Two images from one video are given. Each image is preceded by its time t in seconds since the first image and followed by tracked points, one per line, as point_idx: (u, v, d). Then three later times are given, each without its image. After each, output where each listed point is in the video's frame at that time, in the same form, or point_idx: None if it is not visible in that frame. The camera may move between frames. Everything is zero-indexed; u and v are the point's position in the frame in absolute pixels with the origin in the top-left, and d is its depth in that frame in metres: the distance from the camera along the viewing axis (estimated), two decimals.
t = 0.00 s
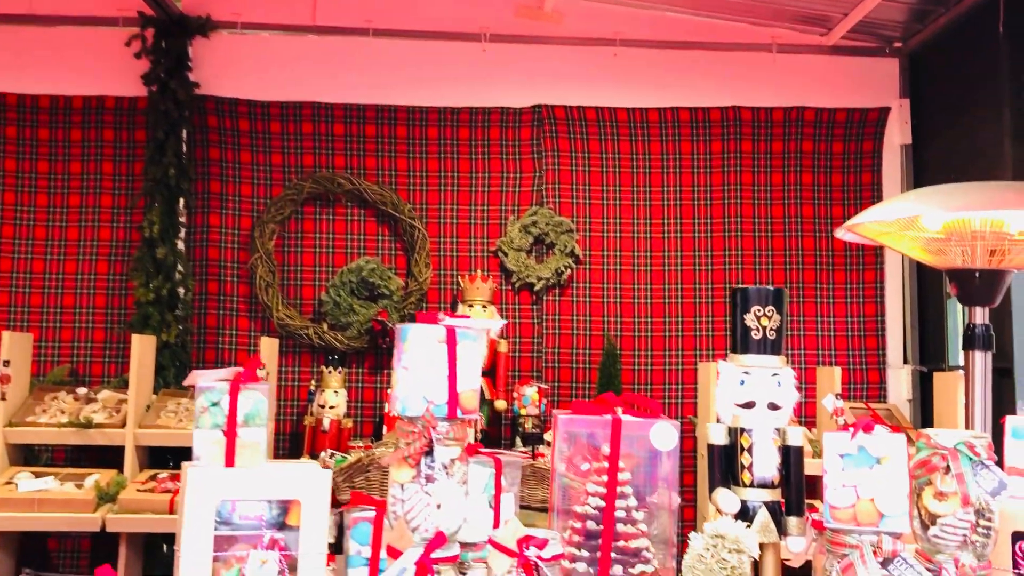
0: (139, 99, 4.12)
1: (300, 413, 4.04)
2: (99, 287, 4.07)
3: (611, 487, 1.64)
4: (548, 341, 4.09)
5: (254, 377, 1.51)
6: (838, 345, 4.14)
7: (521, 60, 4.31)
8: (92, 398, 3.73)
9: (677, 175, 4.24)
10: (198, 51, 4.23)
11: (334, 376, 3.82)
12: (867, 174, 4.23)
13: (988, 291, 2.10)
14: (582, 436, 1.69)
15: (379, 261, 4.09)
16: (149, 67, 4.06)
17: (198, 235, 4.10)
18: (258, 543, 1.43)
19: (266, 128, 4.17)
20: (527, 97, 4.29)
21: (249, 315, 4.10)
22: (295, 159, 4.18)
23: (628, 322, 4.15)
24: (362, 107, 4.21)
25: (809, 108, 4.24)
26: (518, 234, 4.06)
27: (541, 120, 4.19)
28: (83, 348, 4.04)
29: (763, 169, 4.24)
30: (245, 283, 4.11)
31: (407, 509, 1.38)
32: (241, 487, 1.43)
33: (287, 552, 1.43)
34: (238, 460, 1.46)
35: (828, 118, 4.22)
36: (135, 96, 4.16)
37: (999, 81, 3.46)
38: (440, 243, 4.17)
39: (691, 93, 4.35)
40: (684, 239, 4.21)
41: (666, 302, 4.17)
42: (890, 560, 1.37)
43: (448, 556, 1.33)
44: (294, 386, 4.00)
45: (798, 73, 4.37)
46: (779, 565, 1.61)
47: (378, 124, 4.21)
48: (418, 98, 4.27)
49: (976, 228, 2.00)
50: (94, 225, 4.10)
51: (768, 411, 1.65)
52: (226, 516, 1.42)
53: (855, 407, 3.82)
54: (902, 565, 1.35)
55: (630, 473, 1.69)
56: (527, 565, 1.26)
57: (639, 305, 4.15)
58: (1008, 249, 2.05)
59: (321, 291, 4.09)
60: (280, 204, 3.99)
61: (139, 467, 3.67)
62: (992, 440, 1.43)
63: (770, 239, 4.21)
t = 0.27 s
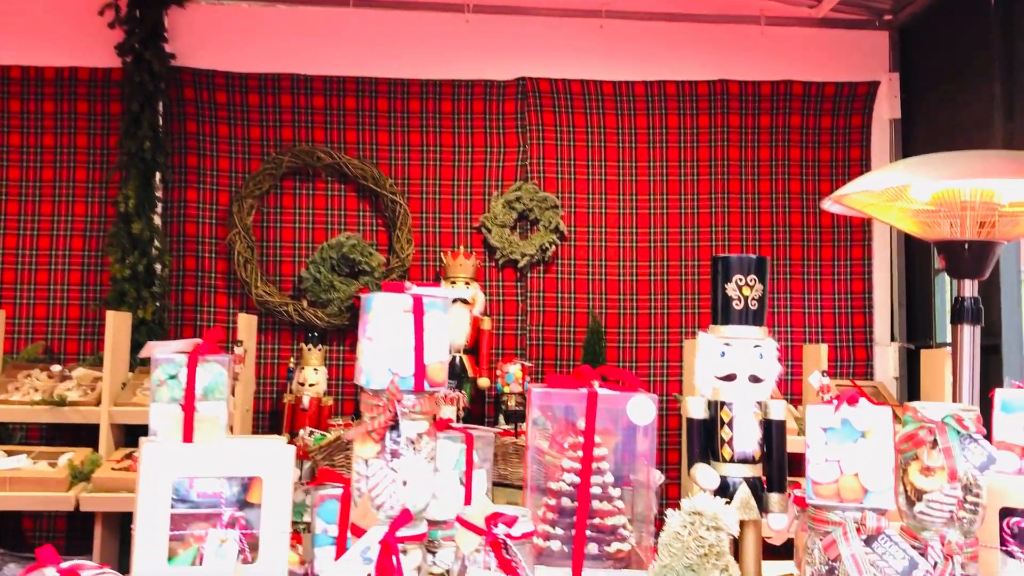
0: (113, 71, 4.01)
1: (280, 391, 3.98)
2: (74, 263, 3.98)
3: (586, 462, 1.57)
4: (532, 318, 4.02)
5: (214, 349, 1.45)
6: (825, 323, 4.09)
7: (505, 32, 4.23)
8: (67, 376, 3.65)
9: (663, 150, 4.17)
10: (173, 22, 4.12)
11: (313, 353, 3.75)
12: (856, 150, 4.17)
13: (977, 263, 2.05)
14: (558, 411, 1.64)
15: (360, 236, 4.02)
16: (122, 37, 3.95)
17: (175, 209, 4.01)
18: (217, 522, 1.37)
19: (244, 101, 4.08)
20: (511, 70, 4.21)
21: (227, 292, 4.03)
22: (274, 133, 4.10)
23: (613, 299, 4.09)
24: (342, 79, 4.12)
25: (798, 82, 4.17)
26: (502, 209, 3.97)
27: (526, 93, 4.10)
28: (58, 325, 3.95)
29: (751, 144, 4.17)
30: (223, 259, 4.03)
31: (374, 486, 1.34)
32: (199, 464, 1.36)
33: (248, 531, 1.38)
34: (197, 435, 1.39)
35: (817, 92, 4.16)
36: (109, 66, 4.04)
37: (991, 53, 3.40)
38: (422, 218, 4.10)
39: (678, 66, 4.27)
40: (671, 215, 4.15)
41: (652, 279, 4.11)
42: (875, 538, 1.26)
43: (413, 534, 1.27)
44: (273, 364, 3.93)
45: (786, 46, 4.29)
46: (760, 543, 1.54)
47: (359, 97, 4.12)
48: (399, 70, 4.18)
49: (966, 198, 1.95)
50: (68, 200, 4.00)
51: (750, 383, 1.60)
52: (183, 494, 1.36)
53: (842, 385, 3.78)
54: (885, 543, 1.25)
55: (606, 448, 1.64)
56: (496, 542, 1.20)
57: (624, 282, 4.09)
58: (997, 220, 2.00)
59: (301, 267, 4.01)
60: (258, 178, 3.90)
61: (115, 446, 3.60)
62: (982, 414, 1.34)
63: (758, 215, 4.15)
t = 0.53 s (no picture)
0: (88, 35, 3.89)
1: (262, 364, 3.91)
2: (50, 234, 3.89)
3: (564, 432, 1.50)
4: (519, 291, 3.96)
5: (173, 316, 1.39)
6: (815, 295, 4.05)
7: None
8: (43, 349, 3.57)
9: (652, 119, 4.08)
10: None
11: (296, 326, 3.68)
12: (848, 120, 4.09)
13: (972, 230, 1.99)
14: (540, 380, 1.58)
15: (344, 207, 3.94)
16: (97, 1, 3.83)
17: (153, 179, 3.92)
18: (177, 496, 1.31)
19: (223, 68, 3.98)
20: (497, 37, 4.11)
21: (207, 263, 3.95)
22: (254, 101, 4.00)
23: (601, 271, 4.03)
24: (323, 45, 4.02)
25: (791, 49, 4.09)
26: (488, 179, 3.88)
27: (513, 60, 4.01)
28: (34, 297, 3.87)
29: (742, 113, 4.10)
30: (203, 230, 3.95)
31: (336, 458, 1.23)
32: (156, 435, 1.30)
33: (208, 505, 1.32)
34: (156, 405, 1.33)
35: (811, 60, 4.09)
36: (83, 31, 3.92)
37: (988, 20, 3.31)
38: (407, 189, 4.02)
39: (668, 34, 4.18)
40: (660, 185, 4.07)
41: (641, 252, 4.04)
42: (864, 510, 1.15)
43: (381, 508, 1.21)
44: (255, 337, 3.87)
45: (779, 13, 4.20)
46: (745, 516, 1.48)
47: (341, 63, 4.02)
48: (383, 36, 4.08)
49: (961, 162, 1.88)
50: (43, 168, 3.90)
51: (735, 350, 1.53)
52: (140, 467, 1.30)
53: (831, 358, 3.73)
54: (875, 516, 1.14)
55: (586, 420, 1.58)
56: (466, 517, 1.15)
57: (612, 254, 4.03)
58: (993, 185, 1.93)
59: (282, 238, 3.93)
60: (238, 147, 3.80)
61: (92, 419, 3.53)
62: (976, 381, 1.27)
63: (748, 186, 4.08)
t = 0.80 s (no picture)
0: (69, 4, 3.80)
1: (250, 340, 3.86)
2: (34, 207, 3.82)
3: (550, 405, 1.49)
4: (511, 266, 3.90)
5: (145, 285, 1.34)
6: (810, 271, 4.00)
7: None
8: (28, 324, 3.52)
9: (647, 91, 4.01)
10: None
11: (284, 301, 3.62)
12: (846, 92, 4.03)
13: (970, 199, 1.94)
14: (529, 352, 1.55)
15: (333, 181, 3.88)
16: None
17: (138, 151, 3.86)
18: (149, 471, 1.28)
19: (209, 38, 3.90)
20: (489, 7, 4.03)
21: (195, 238, 3.88)
22: (242, 72, 3.92)
23: (594, 247, 3.97)
24: (311, 15, 3.93)
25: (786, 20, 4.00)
26: (479, 153, 3.80)
27: (505, 32, 3.93)
28: (19, 272, 3.81)
29: (738, 85, 4.03)
30: (190, 204, 3.88)
31: (311, 432, 1.17)
32: (124, 408, 1.26)
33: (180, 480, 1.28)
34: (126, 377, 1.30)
35: (807, 31, 4.00)
36: None
37: None
38: (397, 162, 3.95)
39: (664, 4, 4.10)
40: (654, 159, 4.01)
41: (634, 227, 3.99)
42: (858, 486, 1.11)
43: (358, 483, 1.16)
44: (243, 312, 3.81)
45: None
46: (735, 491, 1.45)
47: (330, 34, 3.95)
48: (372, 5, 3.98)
49: (961, 130, 1.83)
50: (26, 141, 3.83)
51: (726, 320, 1.50)
52: (110, 441, 1.27)
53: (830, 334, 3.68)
54: (870, 491, 1.10)
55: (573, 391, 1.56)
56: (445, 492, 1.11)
57: (605, 229, 3.96)
58: (992, 154, 1.89)
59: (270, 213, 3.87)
60: (226, 120, 3.71)
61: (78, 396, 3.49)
62: (975, 351, 1.22)
63: (743, 160, 4.02)
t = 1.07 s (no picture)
0: None
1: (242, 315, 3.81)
2: (22, 181, 3.76)
3: (540, 378, 1.46)
4: (505, 242, 3.79)
5: (122, 254, 1.30)
6: (807, 247, 3.89)
7: None
8: (16, 299, 3.46)
9: (642, 64, 3.89)
10: None
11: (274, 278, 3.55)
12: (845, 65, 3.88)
13: (972, 170, 1.90)
14: (521, 325, 1.52)
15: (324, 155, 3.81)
16: None
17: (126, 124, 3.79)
18: (126, 444, 1.26)
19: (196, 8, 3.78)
20: None
21: (184, 212, 3.80)
22: (231, 43, 3.82)
23: (590, 222, 3.86)
24: None
25: None
26: (473, 127, 3.69)
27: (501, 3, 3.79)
28: (7, 247, 3.76)
29: (735, 58, 3.89)
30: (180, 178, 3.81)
31: (292, 404, 1.14)
32: (100, 380, 1.24)
33: (157, 453, 1.25)
34: (103, 348, 1.26)
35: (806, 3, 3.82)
36: None
37: None
38: (389, 135, 3.84)
39: None
40: (650, 134, 3.89)
41: (628, 203, 3.86)
42: (854, 459, 1.08)
43: (342, 457, 1.14)
44: (233, 288, 3.75)
45: None
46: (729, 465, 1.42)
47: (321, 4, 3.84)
48: None
49: (964, 98, 1.78)
50: (13, 114, 3.76)
51: (721, 290, 1.46)
52: (86, 413, 1.25)
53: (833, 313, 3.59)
54: (867, 465, 1.08)
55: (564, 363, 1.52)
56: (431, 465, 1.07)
57: (601, 205, 3.85)
58: (994, 125, 1.85)
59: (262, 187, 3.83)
60: (216, 92, 3.59)
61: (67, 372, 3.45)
62: (977, 322, 1.20)
63: (742, 135, 3.91)
